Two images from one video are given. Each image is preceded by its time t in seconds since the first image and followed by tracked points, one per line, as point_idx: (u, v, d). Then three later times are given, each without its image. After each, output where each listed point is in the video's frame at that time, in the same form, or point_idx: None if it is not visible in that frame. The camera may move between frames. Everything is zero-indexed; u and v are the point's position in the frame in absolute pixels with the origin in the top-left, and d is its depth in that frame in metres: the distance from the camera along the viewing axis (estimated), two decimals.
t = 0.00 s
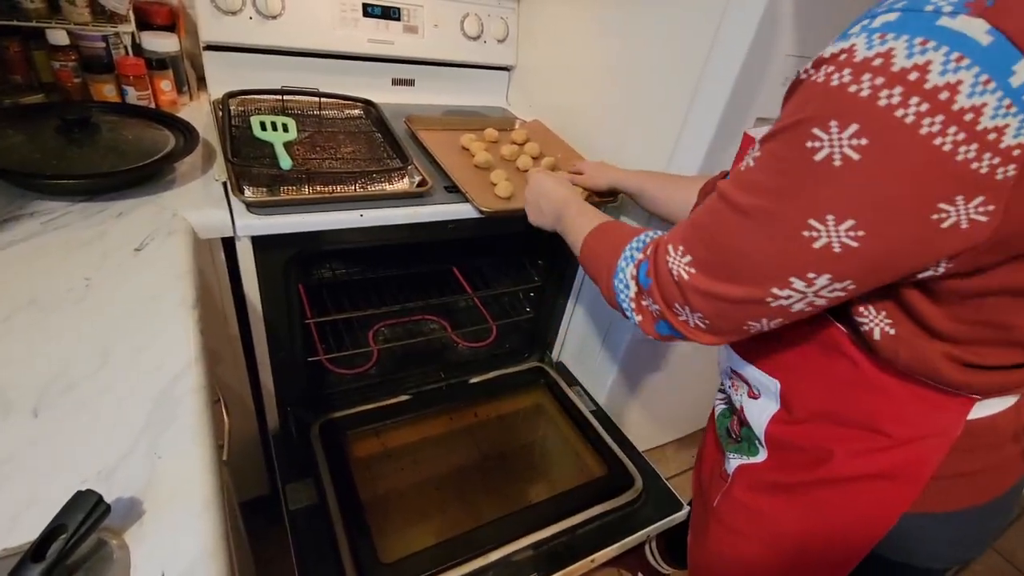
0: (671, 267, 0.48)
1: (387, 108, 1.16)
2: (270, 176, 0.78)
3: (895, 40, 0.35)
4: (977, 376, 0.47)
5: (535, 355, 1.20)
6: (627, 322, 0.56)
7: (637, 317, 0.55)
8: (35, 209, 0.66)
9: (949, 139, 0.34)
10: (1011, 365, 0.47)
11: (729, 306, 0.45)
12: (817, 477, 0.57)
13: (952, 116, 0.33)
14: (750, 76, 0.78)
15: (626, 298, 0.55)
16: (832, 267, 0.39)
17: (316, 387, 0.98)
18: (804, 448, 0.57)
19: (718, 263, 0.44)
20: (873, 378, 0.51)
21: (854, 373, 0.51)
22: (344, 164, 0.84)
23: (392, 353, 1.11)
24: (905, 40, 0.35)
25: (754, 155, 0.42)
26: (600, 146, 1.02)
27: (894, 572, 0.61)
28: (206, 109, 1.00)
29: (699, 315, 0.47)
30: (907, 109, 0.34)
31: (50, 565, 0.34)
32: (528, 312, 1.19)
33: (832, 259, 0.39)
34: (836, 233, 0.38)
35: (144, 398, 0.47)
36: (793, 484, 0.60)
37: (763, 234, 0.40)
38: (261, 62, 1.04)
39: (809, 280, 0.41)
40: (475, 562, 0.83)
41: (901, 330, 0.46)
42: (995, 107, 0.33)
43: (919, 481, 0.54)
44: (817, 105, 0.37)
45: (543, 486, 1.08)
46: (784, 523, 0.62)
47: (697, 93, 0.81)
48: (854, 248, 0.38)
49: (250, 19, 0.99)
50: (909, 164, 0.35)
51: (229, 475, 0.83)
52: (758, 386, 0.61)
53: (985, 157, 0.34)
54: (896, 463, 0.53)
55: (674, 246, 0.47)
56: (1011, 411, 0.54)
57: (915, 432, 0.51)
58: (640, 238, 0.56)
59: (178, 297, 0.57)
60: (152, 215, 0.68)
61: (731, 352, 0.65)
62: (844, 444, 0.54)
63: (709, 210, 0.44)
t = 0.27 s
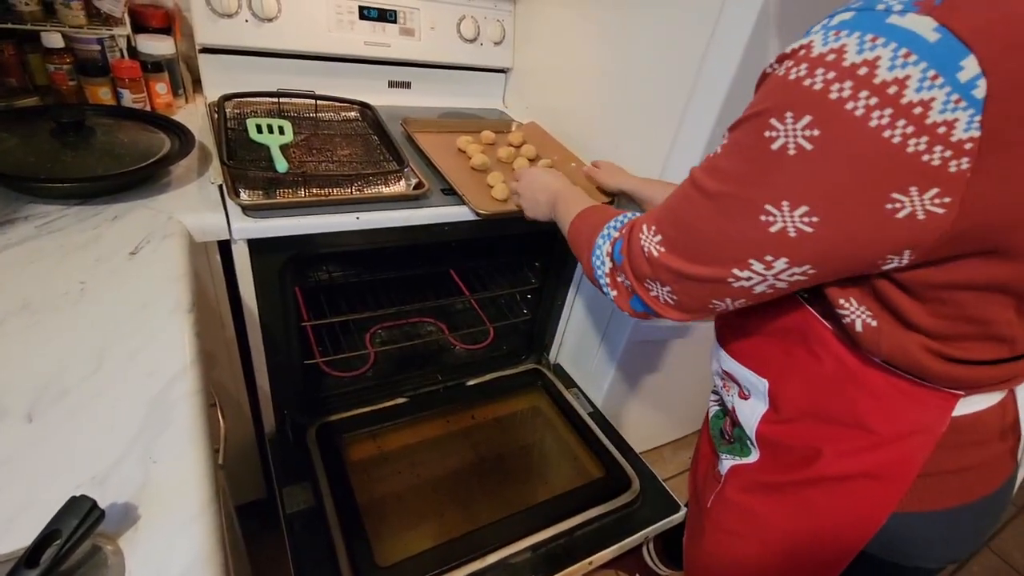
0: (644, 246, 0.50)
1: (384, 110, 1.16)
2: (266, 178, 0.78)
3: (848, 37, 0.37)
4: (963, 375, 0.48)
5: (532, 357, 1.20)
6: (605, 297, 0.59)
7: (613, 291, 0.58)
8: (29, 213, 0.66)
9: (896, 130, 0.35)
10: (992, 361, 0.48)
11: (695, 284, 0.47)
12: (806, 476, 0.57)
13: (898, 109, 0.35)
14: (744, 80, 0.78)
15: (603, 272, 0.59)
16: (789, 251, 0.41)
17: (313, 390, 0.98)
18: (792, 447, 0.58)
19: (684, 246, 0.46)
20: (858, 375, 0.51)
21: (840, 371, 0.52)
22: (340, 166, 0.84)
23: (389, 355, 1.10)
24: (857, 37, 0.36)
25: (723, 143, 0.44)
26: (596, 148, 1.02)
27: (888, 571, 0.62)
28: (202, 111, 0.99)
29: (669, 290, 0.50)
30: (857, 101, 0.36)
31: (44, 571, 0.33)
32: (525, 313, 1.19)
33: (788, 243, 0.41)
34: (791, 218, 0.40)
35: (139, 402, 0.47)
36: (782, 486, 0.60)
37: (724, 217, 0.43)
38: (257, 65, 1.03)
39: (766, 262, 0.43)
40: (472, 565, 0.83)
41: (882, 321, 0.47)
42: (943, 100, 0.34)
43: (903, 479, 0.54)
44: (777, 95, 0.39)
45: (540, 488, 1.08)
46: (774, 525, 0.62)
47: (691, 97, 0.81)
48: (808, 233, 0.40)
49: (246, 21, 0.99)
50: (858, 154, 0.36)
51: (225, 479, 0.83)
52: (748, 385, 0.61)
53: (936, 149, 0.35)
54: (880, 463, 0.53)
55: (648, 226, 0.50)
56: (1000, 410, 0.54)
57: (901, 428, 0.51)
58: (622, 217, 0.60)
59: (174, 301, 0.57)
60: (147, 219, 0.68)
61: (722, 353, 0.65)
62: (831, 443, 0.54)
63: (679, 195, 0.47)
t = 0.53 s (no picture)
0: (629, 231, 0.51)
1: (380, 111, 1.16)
2: (260, 179, 0.77)
3: (815, 30, 0.37)
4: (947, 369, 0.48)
5: (529, 358, 1.20)
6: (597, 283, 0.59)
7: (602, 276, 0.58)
8: (21, 214, 0.65)
9: (861, 120, 0.36)
10: (976, 356, 0.48)
11: (675, 268, 0.48)
12: (796, 474, 0.56)
13: (863, 99, 0.36)
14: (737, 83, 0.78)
15: (593, 258, 0.58)
16: (761, 237, 0.42)
17: (309, 392, 0.97)
18: (781, 444, 0.57)
19: (664, 232, 0.47)
20: (845, 369, 0.51)
21: (826, 365, 0.51)
22: (335, 167, 0.84)
23: (385, 356, 1.10)
24: (823, 29, 0.37)
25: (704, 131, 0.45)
26: (592, 148, 1.02)
27: (883, 570, 0.61)
28: (197, 112, 0.99)
29: (652, 274, 0.50)
30: (823, 91, 0.36)
31: None
32: (522, 314, 1.19)
33: (760, 230, 0.41)
34: (762, 204, 0.40)
35: (129, 403, 0.46)
36: (773, 483, 0.59)
37: (700, 203, 0.43)
38: (252, 66, 1.03)
39: (740, 248, 0.43)
40: (469, 567, 0.83)
41: (864, 312, 0.47)
42: (907, 91, 0.35)
43: (892, 476, 0.54)
44: (750, 84, 0.40)
45: (538, 489, 1.07)
46: (766, 523, 0.61)
47: (684, 101, 0.82)
48: (778, 220, 0.40)
49: (241, 22, 0.98)
50: (824, 143, 0.37)
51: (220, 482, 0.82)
52: (739, 382, 0.61)
53: (902, 139, 0.36)
54: (868, 458, 0.52)
55: (635, 213, 0.51)
56: (991, 408, 0.54)
57: (885, 423, 0.51)
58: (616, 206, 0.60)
59: (166, 302, 0.57)
60: (141, 220, 0.68)
61: (714, 350, 0.65)
62: (819, 439, 0.54)
63: (662, 183, 0.48)
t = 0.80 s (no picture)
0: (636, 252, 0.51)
1: (376, 115, 1.16)
2: (255, 185, 0.77)
3: (804, 32, 0.38)
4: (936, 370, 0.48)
5: (526, 361, 1.20)
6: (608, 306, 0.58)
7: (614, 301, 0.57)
8: (15, 221, 0.65)
9: (855, 120, 0.36)
10: (965, 358, 0.48)
11: (685, 285, 0.47)
12: (783, 475, 0.57)
13: (855, 99, 0.36)
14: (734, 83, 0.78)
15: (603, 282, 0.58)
16: (767, 246, 0.41)
17: (305, 397, 0.97)
18: (768, 445, 0.58)
19: (670, 248, 0.47)
20: (828, 369, 0.51)
21: (811, 366, 0.52)
22: (331, 172, 0.84)
23: (382, 360, 1.10)
24: (812, 31, 0.37)
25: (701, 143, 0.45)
26: (587, 152, 1.03)
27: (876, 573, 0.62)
28: (192, 117, 0.99)
29: (664, 295, 0.50)
30: (815, 93, 0.37)
31: None
32: (519, 318, 1.19)
33: (764, 238, 0.41)
34: (764, 212, 0.40)
35: (123, 410, 0.46)
36: (762, 485, 0.59)
37: (704, 217, 0.43)
38: (247, 71, 1.03)
39: (747, 258, 0.43)
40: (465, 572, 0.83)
41: (851, 314, 0.48)
42: (896, 89, 0.35)
43: (877, 476, 0.54)
44: (745, 92, 0.40)
45: (536, 492, 1.06)
46: (756, 526, 0.61)
47: (682, 100, 0.82)
48: (781, 226, 0.40)
49: (236, 27, 0.98)
50: (820, 147, 0.37)
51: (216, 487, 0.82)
52: (729, 384, 0.61)
53: (895, 138, 0.36)
54: (853, 459, 0.53)
55: (640, 233, 0.50)
56: (980, 411, 0.55)
57: (871, 424, 0.51)
58: (620, 228, 0.60)
59: (161, 309, 0.57)
60: (136, 226, 0.68)
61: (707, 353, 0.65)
62: (805, 440, 0.54)
63: (664, 198, 0.48)
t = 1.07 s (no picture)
0: (657, 271, 0.49)
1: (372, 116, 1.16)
2: (250, 185, 0.77)
3: (826, 31, 0.37)
4: (939, 372, 0.48)
5: (523, 361, 1.20)
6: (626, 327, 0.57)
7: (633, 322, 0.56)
8: (8, 222, 0.65)
9: (885, 120, 0.35)
10: (970, 363, 0.48)
11: (711, 303, 0.46)
12: (779, 476, 0.57)
13: (883, 99, 0.35)
14: (730, 80, 0.78)
15: (619, 303, 0.57)
16: (797, 258, 0.41)
17: (302, 397, 0.97)
18: (765, 446, 0.58)
19: (693, 266, 0.46)
20: (827, 373, 0.52)
21: (813, 370, 0.52)
22: (326, 172, 0.84)
23: (380, 361, 1.09)
24: (834, 31, 0.37)
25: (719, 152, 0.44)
26: (583, 152, 1.03)
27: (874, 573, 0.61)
28: (187, 118, 0.99)
29: (688, 315, 0.49)
30: (841, 95, 0.36)
31: None
32: (516, 318, 1.19)
33: (792, 250, 0.40)
34: (794, 223, 0.39)
35: (115, 412, 0.46)
36: (757, 485, 0.60)
37: (730, 232, 0.42)
38: (243, 72, 1.03)
39: (776, 271, 0.42)
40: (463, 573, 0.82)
41: (858, 319, 0.48)
42: (926, 89, 0.35)
43: (881, 480, 0.53)
44: (769, 100, 0.39)
45: (534, 492, 1.06)
46: (752, 526, 0.61)
47: (678, 98, 0.81)
48: (811, 237, 0.39)
49: (231, 27, 0.98)
50: (848, 154, 0.36)
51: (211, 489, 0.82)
52: (728, 386, 0.61)
53: (925, 140, 0.36)
54: (854, 462, 0.52)
55: (658, 251, 0.49)
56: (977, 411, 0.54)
57: (875, 428, 0.51)
58: (633, 245, 0.59)
59: (154, 310, 0.56)
60: (130, 226, 0.67)
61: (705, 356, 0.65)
62: (805, 442, 0.54)
63: (681, 212, 0.46)
